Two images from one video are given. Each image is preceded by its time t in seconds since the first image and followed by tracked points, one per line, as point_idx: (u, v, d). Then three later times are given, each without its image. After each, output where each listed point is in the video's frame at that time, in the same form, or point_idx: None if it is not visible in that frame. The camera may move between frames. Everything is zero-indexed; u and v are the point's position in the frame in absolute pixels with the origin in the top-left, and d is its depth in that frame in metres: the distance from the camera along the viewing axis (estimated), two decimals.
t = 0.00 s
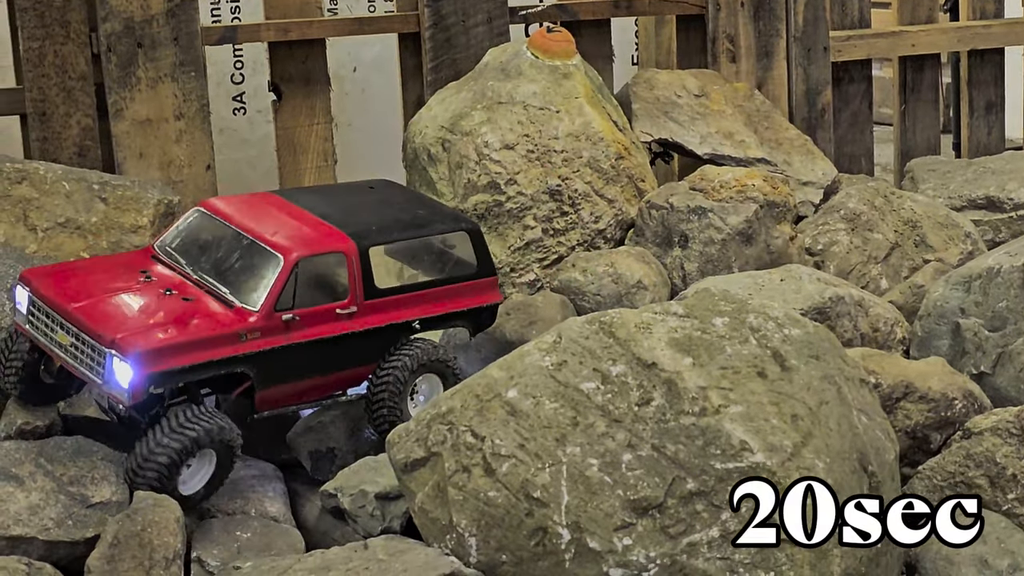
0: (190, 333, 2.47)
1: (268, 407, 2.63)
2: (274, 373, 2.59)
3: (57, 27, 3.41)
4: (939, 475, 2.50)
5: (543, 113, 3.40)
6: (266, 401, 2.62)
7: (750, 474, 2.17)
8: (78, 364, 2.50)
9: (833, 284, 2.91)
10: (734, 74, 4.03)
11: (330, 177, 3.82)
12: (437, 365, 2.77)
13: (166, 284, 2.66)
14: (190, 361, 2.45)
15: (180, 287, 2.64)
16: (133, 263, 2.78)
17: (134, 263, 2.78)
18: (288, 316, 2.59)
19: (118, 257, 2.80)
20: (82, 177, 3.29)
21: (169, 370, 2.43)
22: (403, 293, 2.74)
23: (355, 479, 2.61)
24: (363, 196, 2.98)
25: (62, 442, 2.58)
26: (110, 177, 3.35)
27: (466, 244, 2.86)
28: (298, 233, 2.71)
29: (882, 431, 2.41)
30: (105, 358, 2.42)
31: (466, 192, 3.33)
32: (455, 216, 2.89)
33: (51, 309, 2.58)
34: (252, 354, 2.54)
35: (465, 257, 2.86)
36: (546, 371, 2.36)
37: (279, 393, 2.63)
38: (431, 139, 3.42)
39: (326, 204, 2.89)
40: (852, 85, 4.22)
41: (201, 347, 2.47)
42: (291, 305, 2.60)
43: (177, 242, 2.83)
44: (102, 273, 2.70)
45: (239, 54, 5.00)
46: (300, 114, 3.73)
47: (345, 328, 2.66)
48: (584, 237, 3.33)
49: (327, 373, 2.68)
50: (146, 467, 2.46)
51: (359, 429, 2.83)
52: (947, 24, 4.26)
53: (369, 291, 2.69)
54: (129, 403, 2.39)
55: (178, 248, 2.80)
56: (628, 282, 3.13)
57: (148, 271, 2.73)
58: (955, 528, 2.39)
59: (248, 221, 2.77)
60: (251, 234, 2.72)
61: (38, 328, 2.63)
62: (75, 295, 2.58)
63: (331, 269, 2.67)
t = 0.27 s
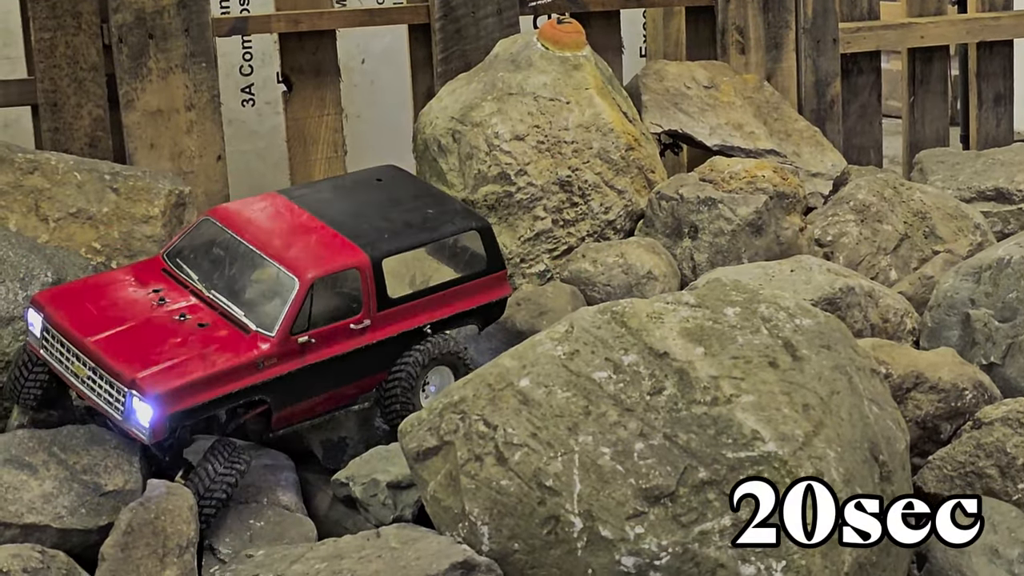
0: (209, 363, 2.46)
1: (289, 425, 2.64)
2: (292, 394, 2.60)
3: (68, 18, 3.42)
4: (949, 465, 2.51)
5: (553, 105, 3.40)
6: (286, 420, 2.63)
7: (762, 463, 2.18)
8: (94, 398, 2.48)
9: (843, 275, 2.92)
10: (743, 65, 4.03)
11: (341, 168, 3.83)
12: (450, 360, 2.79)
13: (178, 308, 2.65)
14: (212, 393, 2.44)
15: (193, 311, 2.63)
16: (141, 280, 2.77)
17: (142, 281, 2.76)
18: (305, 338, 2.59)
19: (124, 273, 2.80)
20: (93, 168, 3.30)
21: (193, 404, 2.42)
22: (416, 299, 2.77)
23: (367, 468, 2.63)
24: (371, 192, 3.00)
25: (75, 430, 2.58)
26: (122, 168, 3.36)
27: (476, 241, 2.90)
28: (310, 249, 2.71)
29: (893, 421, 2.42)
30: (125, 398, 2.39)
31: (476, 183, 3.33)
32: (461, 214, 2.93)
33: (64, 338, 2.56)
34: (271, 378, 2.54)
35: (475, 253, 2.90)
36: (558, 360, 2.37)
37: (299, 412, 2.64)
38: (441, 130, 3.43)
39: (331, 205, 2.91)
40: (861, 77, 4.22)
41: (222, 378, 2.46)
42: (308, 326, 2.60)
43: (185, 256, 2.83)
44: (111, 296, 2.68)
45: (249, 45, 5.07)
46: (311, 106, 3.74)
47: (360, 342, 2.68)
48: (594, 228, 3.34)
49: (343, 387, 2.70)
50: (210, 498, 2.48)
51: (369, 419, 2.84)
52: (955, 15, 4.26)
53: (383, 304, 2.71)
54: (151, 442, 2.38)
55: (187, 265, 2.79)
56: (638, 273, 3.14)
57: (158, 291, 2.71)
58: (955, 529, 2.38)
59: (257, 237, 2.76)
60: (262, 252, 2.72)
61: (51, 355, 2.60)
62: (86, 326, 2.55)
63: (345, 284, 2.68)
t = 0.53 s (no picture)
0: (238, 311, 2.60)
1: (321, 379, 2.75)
2: (322, 344, 2.71)
3: (67, 11, 3.42)
4: (947, 458, 2.51)
5: (552, 98, 3.40)
6: (317, 372, 2.73)
7: (760, 456, 2.18)
8: (130, 345, 2.64)
9: (842, 267, 2.92)
10: (743, 58, 4.03)
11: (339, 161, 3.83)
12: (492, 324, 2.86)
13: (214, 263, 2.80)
14: (235, 339, 2.58)
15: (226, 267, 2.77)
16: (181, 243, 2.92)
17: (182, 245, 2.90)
18: (333, 291, 2.70)
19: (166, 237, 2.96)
20: (91, 161, 3.30)
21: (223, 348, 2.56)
22: (450, 258, 2.84)
23: (366, 461, 2.62)
24: (415, 163, 3.06)
25: (74, 422, 2.57)
26: (120, 161, 3.36)
27: (513, 206, 2.96)
28: (341, 211, 2.81)
29: (892, 414, 2.42)
30: (156, 342, 2.55)
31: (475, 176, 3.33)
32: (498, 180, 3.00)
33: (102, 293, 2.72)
34: (297, 330, 2.66)
35: (513, 218, 2.95)
36: (557, 353, 2.37)
37: (331, 365, 2.74)
38: (440, 123, 3.43)
39: (374, 173, 3.00)
40: (860, 70, 4.22)
41: (249, 325, 2.60)
42: (335, 279, 2.71)
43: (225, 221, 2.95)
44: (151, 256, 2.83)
45: (247, 39, 5.09)
46: (310, 98, 3.74)
47: (389, 296, 2.77)
48: (593, 222, 3.34)
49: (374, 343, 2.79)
50: (234, 450, 2.54)
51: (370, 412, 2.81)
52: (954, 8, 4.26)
53: (414, 262, 2.79)
54: (179, 382, 2.53)
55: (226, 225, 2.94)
56: (636, 266, 3.14)
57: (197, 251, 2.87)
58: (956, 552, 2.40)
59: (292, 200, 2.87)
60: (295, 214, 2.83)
61: (92, 311, 2.75)
62: (125, 281, 2.71)
63: (374, 241, 2.77)
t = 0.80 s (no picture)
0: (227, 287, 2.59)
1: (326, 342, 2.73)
2: (318, 304, 2.69)
3: (64, 3, 3.42)
4: (945, 451, 2.52)
5: (550, 90, 3.40)
6: (320, 335, 2.72)
7: (757, 449, 2.18)
8: (134, 340, 2.64)
9: (840, 261, 2.92)
10: (740, 52, 4.02)
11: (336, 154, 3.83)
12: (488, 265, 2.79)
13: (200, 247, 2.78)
14: (228, 310, 2.57)
15: (212, 249, 2.76)
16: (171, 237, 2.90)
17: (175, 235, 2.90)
18: (319, 251, 2.69)
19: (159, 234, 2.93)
20: (88, 153, 3.30)
21: (218, 324, 2.56)
22: (435, 203, 2.82)
23: (363, 454, 2.62)
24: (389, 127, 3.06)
25: (70, 415, 2.56)
26: (117, 153, 3.35)
27: (489, 145, 2.95)
28: (318, 172, 2.80)
29: (889, 407, 2.41)
30: (154, 328, 2.55)
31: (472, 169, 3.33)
32: (469, 125, 2.99)
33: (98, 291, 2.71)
34: (290, 292, 2.65)
35: (489, 155, 2.94)
36: (554, 346, 2.36)
37: (331, 326, 2.73)
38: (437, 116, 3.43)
39: (349, 141, 2.99)
40: (858, 64, 4.22)
41: (240, 298, 2.58)
42: (319, 239, 2.69)
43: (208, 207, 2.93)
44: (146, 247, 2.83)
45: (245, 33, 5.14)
46: (307, 91, 3.73)
47: (378, 249, 2.75)
48: (590, 214, 3.34)
49: (373, 300, 2.77)
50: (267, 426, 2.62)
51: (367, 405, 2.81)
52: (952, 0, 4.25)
53: (396, 212, 2.78)
54: (185, 362, 2.54)
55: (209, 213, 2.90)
56: (634, 259, 3.13)
57: (185, 239, 2.84)
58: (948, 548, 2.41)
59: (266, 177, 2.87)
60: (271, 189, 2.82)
61: (99, 318, 2.74)
62: (118, 275, 2.71)
63: (353, 197, 2.76)
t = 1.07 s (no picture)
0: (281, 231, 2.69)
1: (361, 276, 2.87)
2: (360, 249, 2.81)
3: None
4: (946, 447, 2.52)
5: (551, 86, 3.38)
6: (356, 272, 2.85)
7: (758, 445, 2.18)
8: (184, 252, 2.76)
9: (841, 257, 2.91)
10: (742, 48, 4.02)
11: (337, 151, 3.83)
12: (526, 216, 2.97)
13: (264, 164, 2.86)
14: (278, 258, 2.68)
15: (277, 173, 2.84)
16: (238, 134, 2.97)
17: (236, 120, 3.02)
18: (376, 204, 2.77)
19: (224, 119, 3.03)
20: (90, 149, 3.30)
21: (262, 270, 2.66)
22: (494, 160, 2.89)
23: (365, 450, 2.62)
24: (458, 44, 3.04)
25: (71, 411, 2.56)
26: (119, 149, 3.35)
27: (552, 100, 2.97)
28: (384, 115, 2.85)
29: (891, 403, 2.41)
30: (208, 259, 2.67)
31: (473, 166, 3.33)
32: (542, 71, 2.98)
33: (163, 194, 2.83)
34: (339, 242, 2.75)
35: (552, 110, 2.97)
36: (556, 342, 2.36)
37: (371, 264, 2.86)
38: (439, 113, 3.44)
39: (413, 65, 2.99)
40: (859, 61, 4.22)
41: (289, 248, 2.68)
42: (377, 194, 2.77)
43: (276, 108, 2.98)
44: (209, 147, 2.93)
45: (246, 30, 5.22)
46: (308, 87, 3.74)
47: (432, 203, 2.84)
48: (592, 211, 3.33)
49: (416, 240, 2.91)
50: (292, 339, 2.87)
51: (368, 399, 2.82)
52: None
53: (455, 165, 2.84)
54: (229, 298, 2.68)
55: (278, 118, 2.95)
56: (636, 257, 3.14)
57: (252, 146, 2.91)
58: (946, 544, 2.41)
59: (337, 104, 2.90)
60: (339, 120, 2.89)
61: (153, 205, 2.88)
62: (185, 183, 2.81)
63: (417, 149, 2.80)
